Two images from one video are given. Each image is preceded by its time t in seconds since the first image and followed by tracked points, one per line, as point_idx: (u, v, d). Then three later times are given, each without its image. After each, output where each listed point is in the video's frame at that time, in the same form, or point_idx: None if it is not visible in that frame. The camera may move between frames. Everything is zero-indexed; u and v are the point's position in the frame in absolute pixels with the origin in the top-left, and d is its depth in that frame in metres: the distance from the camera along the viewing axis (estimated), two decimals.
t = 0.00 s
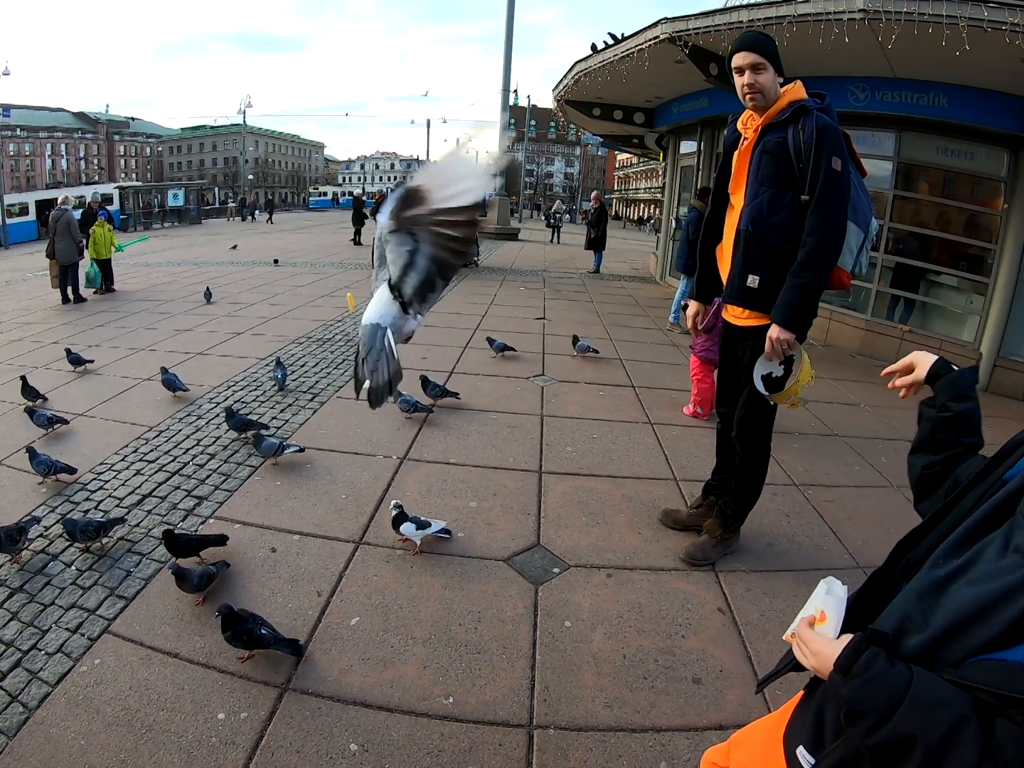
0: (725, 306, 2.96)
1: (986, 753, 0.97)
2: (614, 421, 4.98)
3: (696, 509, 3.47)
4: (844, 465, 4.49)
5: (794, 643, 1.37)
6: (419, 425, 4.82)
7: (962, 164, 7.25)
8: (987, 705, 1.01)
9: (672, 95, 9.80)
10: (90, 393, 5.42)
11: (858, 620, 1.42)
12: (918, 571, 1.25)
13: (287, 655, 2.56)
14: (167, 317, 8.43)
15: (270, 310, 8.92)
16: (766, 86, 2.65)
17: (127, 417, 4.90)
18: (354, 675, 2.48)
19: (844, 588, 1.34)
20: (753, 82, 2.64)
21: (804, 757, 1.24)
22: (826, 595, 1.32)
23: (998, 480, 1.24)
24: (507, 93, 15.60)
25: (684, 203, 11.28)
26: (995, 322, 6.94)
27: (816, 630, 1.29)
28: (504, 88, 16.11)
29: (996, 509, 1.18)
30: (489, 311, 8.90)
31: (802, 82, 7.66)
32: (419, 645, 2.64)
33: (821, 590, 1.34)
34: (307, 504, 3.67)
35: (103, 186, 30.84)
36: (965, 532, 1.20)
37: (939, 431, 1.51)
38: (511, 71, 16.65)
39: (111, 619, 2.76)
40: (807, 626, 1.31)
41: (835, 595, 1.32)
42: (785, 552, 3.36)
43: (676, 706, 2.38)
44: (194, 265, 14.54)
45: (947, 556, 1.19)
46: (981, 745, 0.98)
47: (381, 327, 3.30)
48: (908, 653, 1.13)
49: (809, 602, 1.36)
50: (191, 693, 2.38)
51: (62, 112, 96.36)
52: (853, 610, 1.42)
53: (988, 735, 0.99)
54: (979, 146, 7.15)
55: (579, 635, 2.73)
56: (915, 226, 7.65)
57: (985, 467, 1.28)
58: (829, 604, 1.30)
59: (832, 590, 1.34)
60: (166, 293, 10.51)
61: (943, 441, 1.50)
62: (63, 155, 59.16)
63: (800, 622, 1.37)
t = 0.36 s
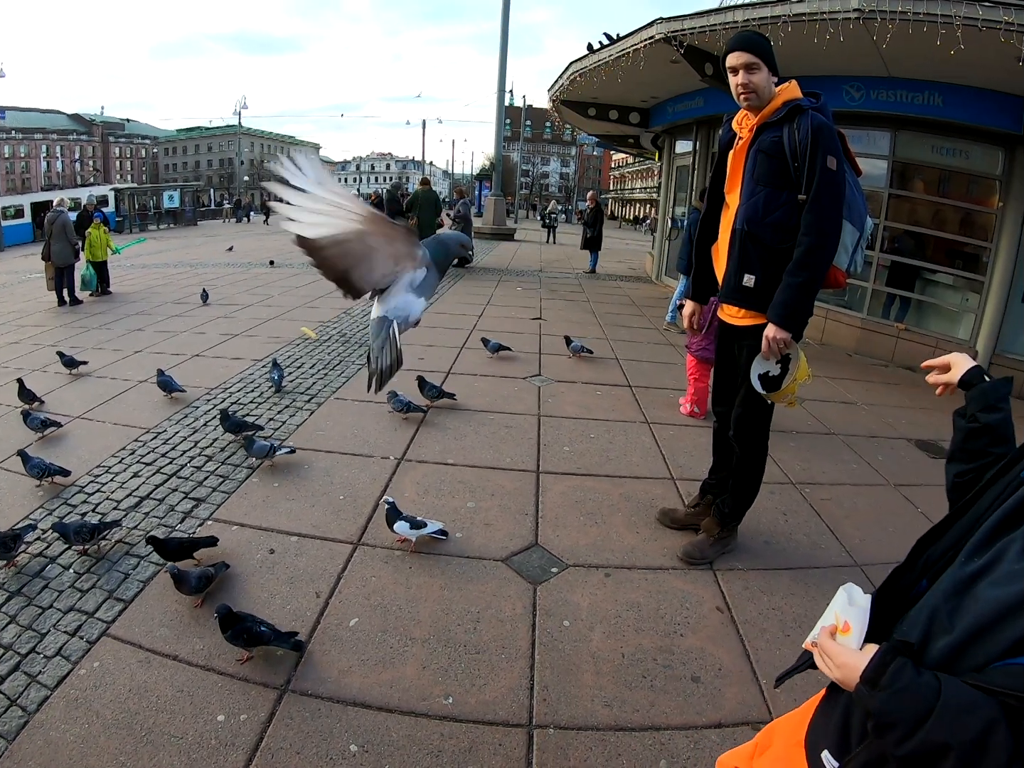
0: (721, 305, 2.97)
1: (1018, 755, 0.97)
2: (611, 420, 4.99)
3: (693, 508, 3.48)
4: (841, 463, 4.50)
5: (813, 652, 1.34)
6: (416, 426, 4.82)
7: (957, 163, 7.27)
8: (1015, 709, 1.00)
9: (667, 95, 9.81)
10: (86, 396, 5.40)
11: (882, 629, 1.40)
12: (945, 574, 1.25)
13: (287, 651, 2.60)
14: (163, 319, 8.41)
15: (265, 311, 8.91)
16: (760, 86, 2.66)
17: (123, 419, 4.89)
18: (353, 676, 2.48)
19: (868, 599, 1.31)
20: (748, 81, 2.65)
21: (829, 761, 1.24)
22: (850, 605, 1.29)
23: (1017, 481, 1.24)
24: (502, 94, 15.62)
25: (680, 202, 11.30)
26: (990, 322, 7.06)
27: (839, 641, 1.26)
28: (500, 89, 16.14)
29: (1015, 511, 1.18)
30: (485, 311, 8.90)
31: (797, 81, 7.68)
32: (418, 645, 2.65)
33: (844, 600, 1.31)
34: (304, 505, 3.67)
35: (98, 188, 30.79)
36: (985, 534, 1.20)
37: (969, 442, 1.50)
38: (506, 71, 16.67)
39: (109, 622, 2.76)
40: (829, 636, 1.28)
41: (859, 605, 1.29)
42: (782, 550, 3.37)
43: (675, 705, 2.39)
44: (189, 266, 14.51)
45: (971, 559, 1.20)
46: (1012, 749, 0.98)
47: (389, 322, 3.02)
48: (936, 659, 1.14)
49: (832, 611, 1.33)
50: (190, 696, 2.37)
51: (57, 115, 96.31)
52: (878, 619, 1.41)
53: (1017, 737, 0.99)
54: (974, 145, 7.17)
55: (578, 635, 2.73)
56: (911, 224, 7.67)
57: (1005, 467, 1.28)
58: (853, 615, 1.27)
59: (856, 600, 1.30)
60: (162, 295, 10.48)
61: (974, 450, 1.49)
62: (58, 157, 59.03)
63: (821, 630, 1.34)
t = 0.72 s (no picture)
0: (717, 305, 2.98)
1: None
2: (609, 420, 4.99)
3: (691, 508, 3.48)
4: (838, 462, 4.51)
5: (825, 660, 1.33)
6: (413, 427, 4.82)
7: (954, 162, 7.28)
8: None
9: (663, 94, 9.82)
10: (83, 398, 5.39)
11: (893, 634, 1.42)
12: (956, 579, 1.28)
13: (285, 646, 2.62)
14: (159, 320, 8.40)
15: (262, 312, 8.90)
16: (756, 86, 2.66)
17: (120, 421, 4.88)
18: (353, 677, 2.48)
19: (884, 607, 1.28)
20: (744, 81, 2.66)
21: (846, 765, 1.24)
22: (863, 613, 1.27)
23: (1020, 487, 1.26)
24: (499, 93, 15.62)
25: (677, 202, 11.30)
26: (986, 325, 7.11)
27: (852, 651, 1.24)
28: (496, 89, 16.15)
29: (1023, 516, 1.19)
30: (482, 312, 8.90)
31: (793, 80, 7.69)
32: (417, 646, 2.65)
33: (858, 607, 1.28)
34: (302, 507, 3.66)
35: (94, 189, 30.73)
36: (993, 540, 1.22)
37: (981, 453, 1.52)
38: (502, 72, 16.67)
39: (108, 625, 2.76)
40: (841, 645, 1.27)
41: (874, 614, 1.26)
42: (780, 549, 3.38)
43: (674, 704, 2.39)
44: (186, 267, 14.49)
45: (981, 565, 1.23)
46: None
47: (375, 304, 3.59)
48: (950, 664, 1.17)
49: (844, 619, 1.30)
50: (190, 698, 2.37)
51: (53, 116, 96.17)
52: (891, 625, 1.40)
53: None
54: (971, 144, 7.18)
55: (576, 635, 2.73)
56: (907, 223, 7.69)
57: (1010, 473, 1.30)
58: (867, 624, 1.25)
59: (871, 608, 1.28)
60: (158, 296, 10.47)
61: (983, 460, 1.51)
62: (54, 159, 58.93)
63: (832, 638, 1.32)
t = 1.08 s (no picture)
0: (714, 304, 2.98)
1: None
2: (606, 420, 4.99)
3: (689, 507, 3.48)
4: (835, 460, 4.52)
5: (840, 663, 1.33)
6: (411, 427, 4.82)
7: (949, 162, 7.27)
8: None
9: (659, 94, 9.84)
10: (79, 400, 5.37)
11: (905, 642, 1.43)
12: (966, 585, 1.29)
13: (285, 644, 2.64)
14: (156, 322, 8.38)
15: (259, 313, 8.89)
16: (751, 86, 2.66)
17: (116, 423, 4.86)
18: (351, 678, 2.47)
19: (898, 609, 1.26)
20: (739, 81, 2.66)
21: None
22: (877, 619, 1.26)
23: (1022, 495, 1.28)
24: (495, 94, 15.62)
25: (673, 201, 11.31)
26: (982, 322, 7.01)
27: (865, 657, 1.24)
28: (492, 89, 16.16)
29: None
30: (479, 312, 8.90)
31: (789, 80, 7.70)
32: (415, 647, 2.64)
33: (871, 613, 1.27)
34: (300, 509, 3.65)
35: (90, 191, 30.66)
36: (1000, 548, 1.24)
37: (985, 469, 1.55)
38: (498, 72, 16.67)
39: (105, 627, 2.75)
40: (854, 651, 1.27)
41: (888, 620, 1.24)
42: (777, 548, 3.38)
43: (673, 703, 2.39)
44: (183, 269, 14.46)
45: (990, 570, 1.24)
46: None
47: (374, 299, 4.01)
48: (963, 671, 1.17)
49: (857, 623, 1.30)
50: (188, 700, 2.37)
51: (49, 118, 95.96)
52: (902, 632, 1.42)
53: None
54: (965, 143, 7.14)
55: (575, 635, 2.73)
56: (902, 222, 7.72)
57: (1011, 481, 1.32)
58: (880, 630, 1.23)
59: (884, 613, 1.26)
60: (154, 297, 10.44)
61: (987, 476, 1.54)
62: (49, 160, 58.80)
63: (847, 642, 1.32)
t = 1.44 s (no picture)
0: (710, 303, 2.97)
1: None
2: (603, 420, 4.99)
3: (686, 506, 3.49)
4: (832, 460, 4.52)
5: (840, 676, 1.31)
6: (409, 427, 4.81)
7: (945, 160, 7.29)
8: None
9: (655, 94, 9.85)
10: (75, 402, 5.35)
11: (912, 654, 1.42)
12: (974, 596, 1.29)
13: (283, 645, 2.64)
14: (152, 323, 8.35)
15: (255, 315, 8.87)
16: (747, 85, 2.66)
17: (111, 425, 4.85)
18: (349, 680, 2.47)
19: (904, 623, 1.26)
20: (734, 81, 2.66)
21: None
22: (881, 632, 1.24)
23: None
24: (491, 94, 15.62)
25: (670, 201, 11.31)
26: (979, 319, 7.02)
27: (870, 670, 1.22)
28: (488, 89, 16.16)
29: None
30: (475, 313, 8.89)
31: (785, 79, 7.72)
32: (414, 648, 2.64)
33: (876, 625, 1.26)
34: (297, 510, 3.65)
35: (86, 193, 30.60)
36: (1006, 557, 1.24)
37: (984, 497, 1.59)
38: (494, 72, 16.67)
39: (103, 630, 2.74)
40: (857, 664, 1.24)
41: (893, 632, 1.24)
42: (775, 547, 3.39)
43: (671, 703, 2.39)
44: (180, 270, 14.41)
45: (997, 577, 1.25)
46: None
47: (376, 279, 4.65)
48: (974, 681, 1.17)
49: (859, 635, 1.28)
50: (186, 703, 2.36)
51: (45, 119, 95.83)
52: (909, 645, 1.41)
53: None
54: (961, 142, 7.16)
55: (573, 635, 2.73)
56: (898, 221, 7.74)
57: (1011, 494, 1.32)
58: (886, 643, 1.22)
59: (890, 625, 1.25)
60: (150, 299, 10.42)
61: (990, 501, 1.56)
62: (45, 162, 58.67)
63: (847, 653, 1.30)
